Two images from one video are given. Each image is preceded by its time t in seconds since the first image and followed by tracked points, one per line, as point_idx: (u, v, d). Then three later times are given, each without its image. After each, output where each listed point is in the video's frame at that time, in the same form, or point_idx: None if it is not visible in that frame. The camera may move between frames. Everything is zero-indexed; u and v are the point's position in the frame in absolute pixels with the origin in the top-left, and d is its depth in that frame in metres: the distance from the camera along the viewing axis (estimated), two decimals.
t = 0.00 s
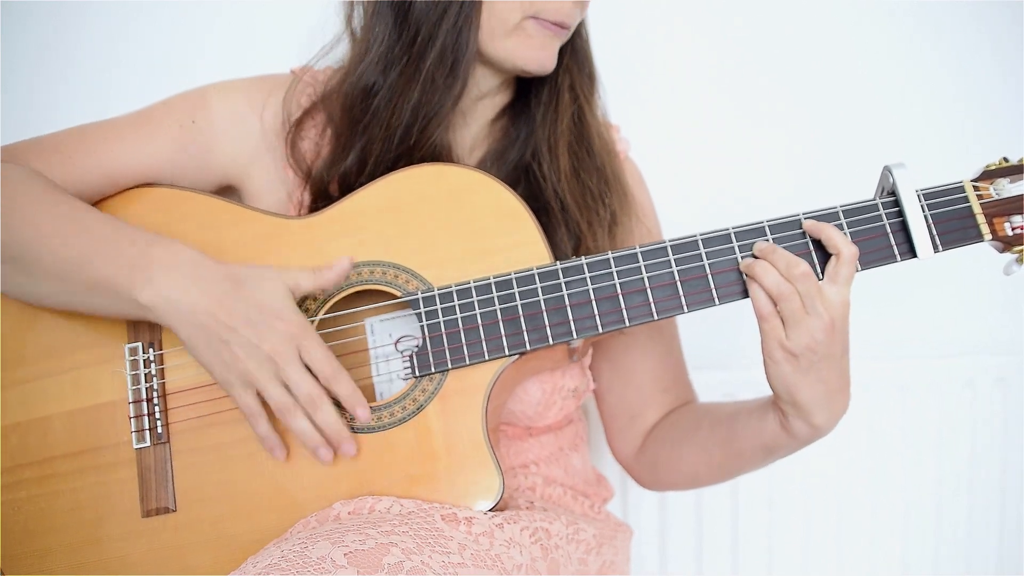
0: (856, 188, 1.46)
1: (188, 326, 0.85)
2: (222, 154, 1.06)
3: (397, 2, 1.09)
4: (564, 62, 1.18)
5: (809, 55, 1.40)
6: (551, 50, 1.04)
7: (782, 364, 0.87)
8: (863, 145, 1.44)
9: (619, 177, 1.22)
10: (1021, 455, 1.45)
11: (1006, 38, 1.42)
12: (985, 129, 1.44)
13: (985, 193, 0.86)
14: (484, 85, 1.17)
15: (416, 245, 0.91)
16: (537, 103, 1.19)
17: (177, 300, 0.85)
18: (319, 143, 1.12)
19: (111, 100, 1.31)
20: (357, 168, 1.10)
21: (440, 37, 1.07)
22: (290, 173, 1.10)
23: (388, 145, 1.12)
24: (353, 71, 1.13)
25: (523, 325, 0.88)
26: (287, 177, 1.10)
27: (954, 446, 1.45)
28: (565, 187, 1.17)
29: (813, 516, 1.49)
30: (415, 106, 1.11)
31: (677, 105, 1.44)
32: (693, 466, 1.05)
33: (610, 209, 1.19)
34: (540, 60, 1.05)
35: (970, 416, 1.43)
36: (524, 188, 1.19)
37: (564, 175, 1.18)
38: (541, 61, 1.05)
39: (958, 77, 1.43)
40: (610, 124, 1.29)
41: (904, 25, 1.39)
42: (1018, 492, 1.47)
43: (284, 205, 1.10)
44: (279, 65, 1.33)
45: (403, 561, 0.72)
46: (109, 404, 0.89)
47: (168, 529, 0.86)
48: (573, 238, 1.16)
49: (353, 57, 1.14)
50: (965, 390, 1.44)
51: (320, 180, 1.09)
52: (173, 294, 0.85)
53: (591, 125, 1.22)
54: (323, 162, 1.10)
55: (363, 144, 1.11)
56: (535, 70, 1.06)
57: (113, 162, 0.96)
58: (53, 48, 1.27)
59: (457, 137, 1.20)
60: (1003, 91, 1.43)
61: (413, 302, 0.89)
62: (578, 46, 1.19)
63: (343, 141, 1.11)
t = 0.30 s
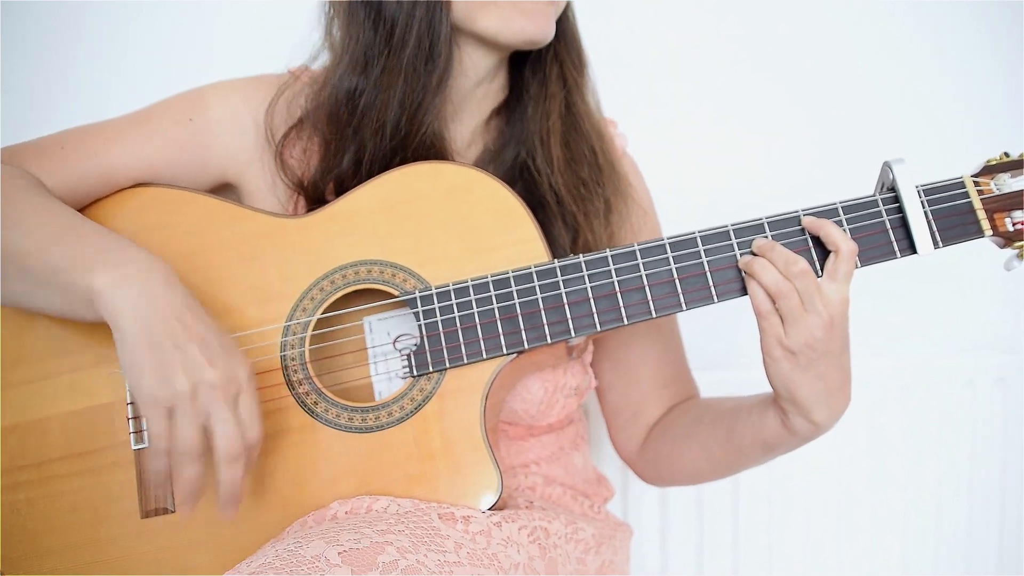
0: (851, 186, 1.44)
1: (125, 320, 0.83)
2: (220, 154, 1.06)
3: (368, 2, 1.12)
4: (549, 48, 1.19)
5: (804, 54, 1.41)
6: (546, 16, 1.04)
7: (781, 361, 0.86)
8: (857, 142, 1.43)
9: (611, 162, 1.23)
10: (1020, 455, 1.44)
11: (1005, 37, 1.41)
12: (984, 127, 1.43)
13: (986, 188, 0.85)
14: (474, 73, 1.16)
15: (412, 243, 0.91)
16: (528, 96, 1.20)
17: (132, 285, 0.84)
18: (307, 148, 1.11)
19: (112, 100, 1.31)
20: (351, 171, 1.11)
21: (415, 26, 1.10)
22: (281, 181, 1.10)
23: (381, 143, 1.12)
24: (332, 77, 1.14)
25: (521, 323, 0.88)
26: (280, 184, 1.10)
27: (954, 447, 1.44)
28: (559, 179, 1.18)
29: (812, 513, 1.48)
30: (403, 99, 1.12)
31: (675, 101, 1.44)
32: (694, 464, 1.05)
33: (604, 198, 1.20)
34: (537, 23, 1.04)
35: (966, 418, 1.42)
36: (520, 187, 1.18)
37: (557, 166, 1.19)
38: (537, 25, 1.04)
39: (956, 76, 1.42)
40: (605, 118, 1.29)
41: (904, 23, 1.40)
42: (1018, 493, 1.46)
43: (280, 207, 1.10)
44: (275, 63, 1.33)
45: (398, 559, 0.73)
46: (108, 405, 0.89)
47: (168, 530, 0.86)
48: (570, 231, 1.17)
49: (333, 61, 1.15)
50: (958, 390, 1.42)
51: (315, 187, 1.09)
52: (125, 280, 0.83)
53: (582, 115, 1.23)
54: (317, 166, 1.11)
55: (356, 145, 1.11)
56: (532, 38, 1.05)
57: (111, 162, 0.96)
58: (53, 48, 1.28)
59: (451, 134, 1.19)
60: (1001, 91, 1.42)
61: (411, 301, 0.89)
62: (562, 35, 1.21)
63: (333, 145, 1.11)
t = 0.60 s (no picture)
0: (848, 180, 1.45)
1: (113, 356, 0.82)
2: (208, 155, 1.05)
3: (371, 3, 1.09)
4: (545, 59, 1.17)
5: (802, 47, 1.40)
6: (542, 33, 1.04)
7: (774, 356, 0.86)
8: (857, 139, 1.43)
9: (599, 161, 1.23)
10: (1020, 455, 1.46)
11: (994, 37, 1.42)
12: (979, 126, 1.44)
13: (976, 180, 0.85)
14: (469, 77, 1.16)
15: (401, 241, 0.91)
16: (516, 91, 1.18)
17: (107, 354, 0.82)
18: (297, 147, 1.11)
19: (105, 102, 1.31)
20: (345, 171, 1.10)
21: (421, 33, 1.07)
22: (272, 180, 1.10)
23: (375, 146, 1.11)
24: (329, 76, 1.12)
25: (514, 321, 0.87)
26: (270, 181, 1.10)
27: (952, 440, 1.45)
28: (546, 174, 1.18)
29: (809, 508, 1.48)
30: (401, 104, 1.10)
31: (667, 96, 1.44)
32: (690, 458, 1.05)
33: (590, 191, 1.20)
34: (534, 43, 1.04)
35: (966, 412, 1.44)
36: (508, 180, 1.19)
37: (544, 160, 1.19)
38: (534, 43, 1.04)
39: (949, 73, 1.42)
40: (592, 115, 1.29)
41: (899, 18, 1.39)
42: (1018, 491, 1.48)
43: (269, 206, 1.10)
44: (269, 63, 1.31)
45: (391, 558, 0.73)
46: (98, 409, 0.88)
47: (161, 533, 0.85)
48: (556, 225, 1.18)
49: (329, 62, 1.13)
50: (962, 387, 1.45)
51: (305, 186, 1.09)
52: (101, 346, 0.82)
53: (568, 111, 1.21)
54: (306, 166, 1.10)
55: (348, 147, 1.10)
56: (529, 56, 1.06)
57: (97, 163, 0.94)
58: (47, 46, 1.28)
59: (440, 133, 1.19)
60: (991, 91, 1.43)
61: (402, 301, 0.88)
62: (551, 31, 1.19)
63: (324, 144, 1.11)
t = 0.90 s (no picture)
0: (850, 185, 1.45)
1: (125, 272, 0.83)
2: (207, 153, 1.05)
3: (377, 7, 1.09)
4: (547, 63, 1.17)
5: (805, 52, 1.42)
6: (543, 42, 1.03)
7: (773, 356, 0.86)
8: (858, 142, 1.44)
9: (600, 161, 1.22)
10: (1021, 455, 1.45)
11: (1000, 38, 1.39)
12: (979, 128, 1.43)
13: (976, 179, 0.85)
14: (470, 81, 1.16)
15: (400, 240, 0.91)
16: (516, 91, 1.18)
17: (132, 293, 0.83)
18: (300, 147, 1.12)
19: (104, 101, 1.30)
20: (346, 172, 1.10)
21: (428, 39, 1.06)
22: (271, 179, 1.10)
23: (376, 150, 1.10)
24: (332, 78, 1.12)
25: (513, 321, 0.87)
26: (270, 181, 1.10)
27: (952, 442, 1.44)
28: (545, 171, 1.18)
29: (809, 509, 1.49)
30: (405, 108, 1.10)
31: (667, 96, 1.44)
32: (689, 458, 1.05)
33: (591, 188, 1.19)
34: (536, 51, 1.03)
35: (965, 413, 1.43)
36: (507, 179, 1.19)
37: (544, 159, 1.18)
38: (536, 51, 1.03)
39: (950, 75, 1.41)
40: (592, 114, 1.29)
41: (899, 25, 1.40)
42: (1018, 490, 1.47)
43: (269, 205, 1.10)
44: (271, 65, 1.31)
45: (389, 558, 0.72)
46: (98, 409, 0.89)
47: (161, 534, 0.85)
48: (556, 222, 1.17)
49: (332, 64, 1.13)
50: (962, 388, 1.43)
51: (306, 187, 1.08)
52: (123, 289, 0.83)
53: (568, 110, 1.21)
54: (307, 166, 1.10)
55: (350, 149, 1.10)
56: (531, 62, 1.05)
57: (98, 159, 0.95)
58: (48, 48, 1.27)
59: (439, 134, 1.19)
60: (996, 97, 1.42)
61: (402, 300, 0.88)
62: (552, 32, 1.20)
63: (325, 147, 1.10)
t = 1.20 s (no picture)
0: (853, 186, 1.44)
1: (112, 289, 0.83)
2: (211, 153, 1.06)
3: (384, 6, 1.09)
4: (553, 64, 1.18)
5: (810, 54, 1.42)
6: (550, 45, 1.03)
7: (775, 356, 0.86)
8: (861, 143, 1.44)
9: (604, 162, 1.22)
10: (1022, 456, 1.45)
11: (1002, 41, 1.40)
12: (982, 129, 1.42)
13: (978, 180, 0.85)
14: (475, 80, 1.16)
15: (403, 239, 0.91)
16: (520, 91, 1.19)
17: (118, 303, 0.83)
18: (306, 145, 1.12)
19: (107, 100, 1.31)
20: (350, 170, 1.10)
21: (435, 39, 1.06)
22: (275, 177, 1.10)
23: (381, 148, 1.10)
24: (338, 77, 1.12)
25: (516, 320, 0.87)
26: (275, 179, 1.10)
27: (954, 444, 1.44)
28: (550, 173, 1.17)
29: (810, 511, 1.49)
30: (409, 108, 1.09)
31: (670, 98, 1.45)
32: (690, 459, 1.05)
33: (596, 190, 1.19)
34: (541, 55, 1.03)
35: (967, 414, 1.43)
36: (511, 180, 1.19)
37: (548, 160, 1.18)
38: (541, 56, 1.03)
39: (953, 77, 1.41)
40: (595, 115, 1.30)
41: (903, 29, 1.40)
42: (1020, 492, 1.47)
43: (272, 205, 1.10)
44: (274, 66, 1.32)
45: (393, 558, 0.73)
46: (101, 407, 0.89)
47: (163, 532, 0.86)
48: (561, 222, 1.17)
49: (339, 62, 1.13)
50: (965, 389, 1.42)
51: (309, 185, 1.08)
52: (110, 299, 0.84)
53: (572, 111, 1.21)
54: (311, 165, 1.10)
55: (355, 147, 1.10)
56: (536, 66, 1.05)
57: (102, 160, 0.95)
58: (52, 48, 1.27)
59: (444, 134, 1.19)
60: (1001, 98, 1.41)
61: (404, 299, 0.88)
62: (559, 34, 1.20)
63: (331, 145, 1.10)
